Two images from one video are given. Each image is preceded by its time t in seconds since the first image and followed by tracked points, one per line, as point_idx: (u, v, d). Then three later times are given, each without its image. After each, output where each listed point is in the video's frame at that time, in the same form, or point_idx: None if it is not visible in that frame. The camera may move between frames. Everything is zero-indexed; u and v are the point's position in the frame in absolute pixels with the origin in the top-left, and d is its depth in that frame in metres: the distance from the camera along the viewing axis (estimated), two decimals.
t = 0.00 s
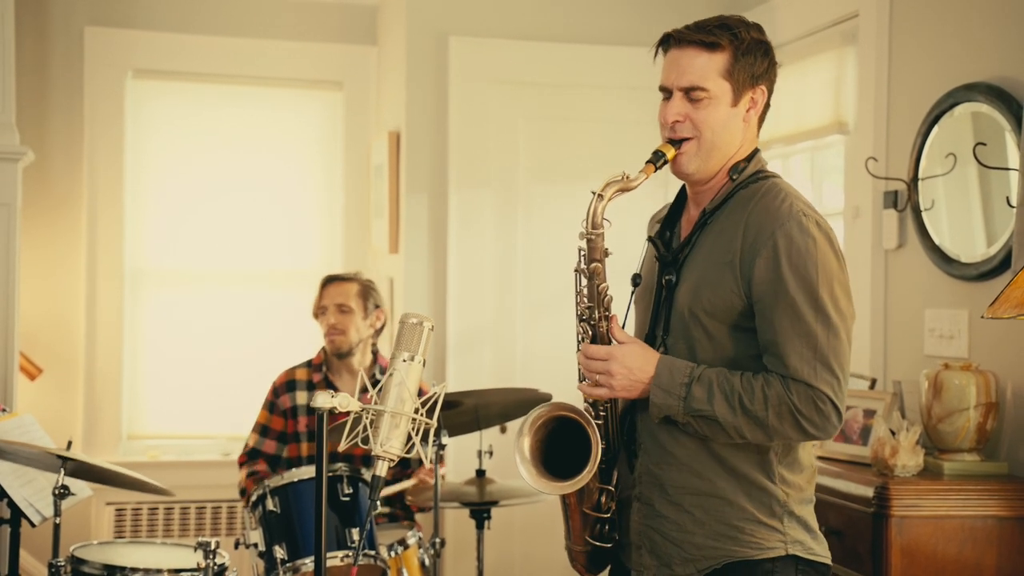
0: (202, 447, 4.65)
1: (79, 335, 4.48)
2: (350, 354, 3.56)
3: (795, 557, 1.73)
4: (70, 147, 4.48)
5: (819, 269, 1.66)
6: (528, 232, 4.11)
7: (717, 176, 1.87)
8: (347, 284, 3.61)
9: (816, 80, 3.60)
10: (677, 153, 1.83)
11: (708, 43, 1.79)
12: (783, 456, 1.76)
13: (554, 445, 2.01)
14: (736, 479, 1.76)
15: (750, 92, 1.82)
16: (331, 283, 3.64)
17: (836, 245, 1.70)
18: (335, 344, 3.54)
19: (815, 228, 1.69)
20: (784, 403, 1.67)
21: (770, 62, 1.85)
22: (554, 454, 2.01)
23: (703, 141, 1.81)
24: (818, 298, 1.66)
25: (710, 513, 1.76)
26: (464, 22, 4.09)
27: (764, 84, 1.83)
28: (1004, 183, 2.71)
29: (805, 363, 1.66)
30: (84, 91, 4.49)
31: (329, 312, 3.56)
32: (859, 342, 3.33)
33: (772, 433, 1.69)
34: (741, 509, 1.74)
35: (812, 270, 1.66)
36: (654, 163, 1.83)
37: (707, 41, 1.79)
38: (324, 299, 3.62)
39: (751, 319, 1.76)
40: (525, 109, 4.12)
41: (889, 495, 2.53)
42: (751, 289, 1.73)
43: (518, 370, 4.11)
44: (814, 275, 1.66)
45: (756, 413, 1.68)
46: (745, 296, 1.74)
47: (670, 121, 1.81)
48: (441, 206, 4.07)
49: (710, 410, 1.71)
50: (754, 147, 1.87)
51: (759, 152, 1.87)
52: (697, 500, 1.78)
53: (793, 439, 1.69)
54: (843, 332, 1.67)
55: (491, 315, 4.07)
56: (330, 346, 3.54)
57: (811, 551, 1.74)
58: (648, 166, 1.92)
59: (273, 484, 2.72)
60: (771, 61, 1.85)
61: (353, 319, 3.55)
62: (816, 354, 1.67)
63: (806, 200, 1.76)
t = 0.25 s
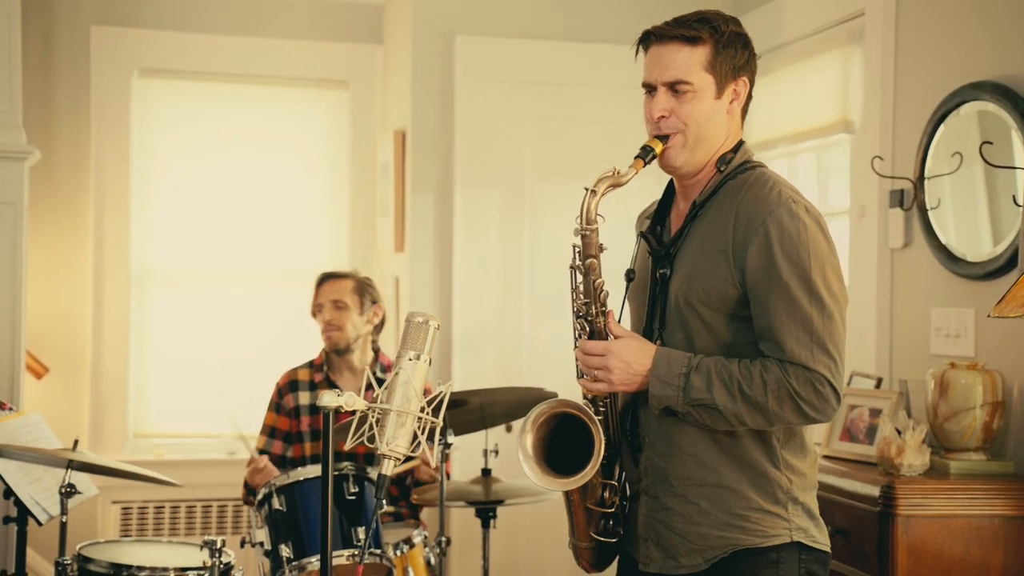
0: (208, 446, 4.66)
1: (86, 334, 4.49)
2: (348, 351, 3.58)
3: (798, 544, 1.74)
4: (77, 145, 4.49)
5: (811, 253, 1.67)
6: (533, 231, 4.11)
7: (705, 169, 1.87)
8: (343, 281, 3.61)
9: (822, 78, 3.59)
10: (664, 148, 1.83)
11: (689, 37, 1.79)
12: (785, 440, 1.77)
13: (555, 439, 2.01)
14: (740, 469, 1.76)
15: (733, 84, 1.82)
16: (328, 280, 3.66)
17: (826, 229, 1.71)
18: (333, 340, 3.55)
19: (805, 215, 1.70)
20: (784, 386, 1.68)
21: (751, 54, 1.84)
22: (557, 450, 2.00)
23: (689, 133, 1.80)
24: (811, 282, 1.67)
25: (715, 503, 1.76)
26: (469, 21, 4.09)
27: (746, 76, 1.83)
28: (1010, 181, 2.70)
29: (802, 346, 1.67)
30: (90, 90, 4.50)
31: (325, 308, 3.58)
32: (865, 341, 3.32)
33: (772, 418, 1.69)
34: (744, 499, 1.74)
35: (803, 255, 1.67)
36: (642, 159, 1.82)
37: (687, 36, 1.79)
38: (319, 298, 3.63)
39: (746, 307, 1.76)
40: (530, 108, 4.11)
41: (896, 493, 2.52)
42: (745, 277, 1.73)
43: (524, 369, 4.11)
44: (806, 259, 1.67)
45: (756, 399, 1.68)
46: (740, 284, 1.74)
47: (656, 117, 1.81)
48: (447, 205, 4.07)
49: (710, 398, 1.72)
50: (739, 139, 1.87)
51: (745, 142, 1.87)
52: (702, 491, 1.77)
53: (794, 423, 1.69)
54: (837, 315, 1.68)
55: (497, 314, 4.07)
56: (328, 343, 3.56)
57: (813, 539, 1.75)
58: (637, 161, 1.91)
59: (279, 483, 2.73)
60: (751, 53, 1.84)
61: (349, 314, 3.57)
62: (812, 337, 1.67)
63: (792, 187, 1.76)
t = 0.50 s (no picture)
0: (218, 442, 4.66)
1: (94, 330, 4.50)
2: (354, 346, 3.57)
3: (800, 539, 1.73)
4: (85, 142, 4.50)
5: (817, 252, 1.67)
6: (541, 227, 4.11)
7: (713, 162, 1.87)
8: (346, 278, 3.62)
9: (829, 74, 3.59)
10: (671, 142, 1.83)
11: (696, 31, 1.79)
12: (789, 437, 1.77)
13: (561, 436, 2.01)
14: (742, 463, 1.76)
15: (741, 77, 1.81)
16: (332, 276, 3.67)
17: (833, 227, 1.70)
18: (338, 338, 3.55)
19: (812, 212, 1.70)
20: (789, 386, 1.67)
21: (760, 47, 1.84)
22: (562, 446, 2.00)
23: (695, 128, 1.81)
24: (817, 281, 1.66)
25: (716, 497, 1.76)
26: (476, 17, 4.09)
27: (755, 69, 1.82)
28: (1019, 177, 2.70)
29: (808, 347, 1.66)
30: (97, 87, 4.51)
31: (330, 305, 3.59)
32: (873, 337, 3.32)
33: (777, 417, 1.69)
34: (747, 493, 1.74)
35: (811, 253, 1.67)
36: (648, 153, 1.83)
37: (695, 30, 1.79)
38: (324, 294, 3.63)
39: (751, 303, 1.76)
40: (538, 104, 4.11)
41: (903, 489, 2.52)
42: (750, 274, 1.73)
43: (532, 365, 4.11)
44: (812, 258, 1.66)
45: (761, 397, 1.69)
46: (745, 281, 1.74)
47: (662, 111, 1.82)
48: (454, 202, 4.07)
49: (714, 396, 1.72)
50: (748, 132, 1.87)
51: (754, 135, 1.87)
52: (703, 485, 1.78)
53: (798, 422, 1.69)
54: (843, 315, 1.68)
55: (505, 310, 4.08)
56: (333, 339, 3.55)
57: (814, 534, 1.74)
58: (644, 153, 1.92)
59: (287, 478, 2.73)
60: (760, 45, 1.84)
61: (353, 310, 3.57)
62: (818, 337, 1.67)
63: (801, 183, 1.76)
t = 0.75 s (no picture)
0: (227, 432, 4.68)
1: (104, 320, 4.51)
2: (361, 337, 3.58)
3: (806, 540, 1.72)
4: (95, 133, 4.52)
5: (829, 263, 1.65)
6: (550, 217, 4.11)
7: (737, 159, 1.87)
8: (353, 270, 3.63)
9: (839, 64, 3.58)
10: (694, 137, 1.83)
11: (724, 25, 1.77)
12: (795, 445, 1.75)
13: (564, 430, 2.01)
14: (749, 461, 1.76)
15: (770, 73, 1.79)
16: (340, 267, 3.68)
17: (850, 237, 1.68)
18: (346, 328, 3.56)
19: (829, 220, 1.67)
20: (787, 399, 1.67)
21: (793, 41, 1.82)
22: (564, 437, 2.01)
23: (718, 124, 1.80)
24: (825, 293, 1.65)
25: (722, 495, 1.76)
26: (486, 7, 4.09)
27: (785, 65, 1.80)
28: None
29: (810, 360, 1.65)
30: (107, 78, 4.51)
31: (337, 297, 3.59)
32: (883, 327, 3.32)
33: (775, 429, 1.69)
34: (752, 493, 1.74)
35: (821, 264, 1.65)
36: (670, 146, 1.84)
37: (723, 23, 1.77)
38: (332, 286, 3.64)
39: (761, 307, 1.76)
40: (547, 94, 4.11)
41: (915, 480, 2.51)
42: (760, 279, 1.72)
43: (541, 354, 4.11)
44: (823, 269, 1.65)
45: (759, 409, 1.68)
46: (755, 285, 1.74)
47: (687, 105, 1.81)
48: (464, 192, 4.07)
49: (712, 405, 1.73)
50: (777, 128, 1.86)
51: (783, 131, 1.85)
52: (709, 483, 1.78)
53: (795, 434, 1.68)
54: (851, 329, 1.66)
55: (514, 300, 4.08)
56: (340, 331, 3.57)
57: (823, 533, 1.74)
58: (661, 149, 1.92)
59: (297, 468, 2.74)
60: (793, 40, 1.82)
61: (361, 302, 3.57)
62: (822, 350, 1.66)
63: (823, 187, 1.73)
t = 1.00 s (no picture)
0: (237, 424, 4.68)
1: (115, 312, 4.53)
2: (373, 326, 3.59)
3: (819, 539, 1.72)
4: (105, 125, 4.54)
5: (845, 254, 1.64)
6: (560, 209, 4.11)
7: (755, 148, 1.86)
8: (366, 260, 3.62)
9: (849, 56, 3.57)
10: (710, 123, 1.83)
11: (744, 11, 1.77)
12: (807, 440, 1.75)
13: (572, 418, 2.01)
14: (763, 458, 1.75)
15: (790, 61, 1.79)
16: (352, 257, 3.67)
17: (867, 229, 1.67)
18: (357, 315, 3.57)
19: (845, 210, 1.66)
20: (799, 389, 1.66)
21: (815, 29, 1.81)
22: (572, 424, 2.00)
23: (736, 111, 1.80)
24: (840, 285, 1.64)
25: (734, 491, 1.76)
26: None
27: (806, 53, 1.80)
28: None
29: (822, 352, 1.65)
30: (118, 71, 4.52)
31: (349, 285, 3.60)
32: (893, 319, 3.31)
33: (785, 419, 1.68)
34: (764, 490, 1.73)
35: (835, 256, 1.64)
36: (686, 133, 1.84)
37: (743, 9, 1.77)
38: (344, 274, 3.64)
39: (776, 298, 1.76)
40: (557, 86, 4.10)
41: (924, 472, 2.52)
42: (774, 269, 1.72)
43: (550, 346, 4.11)
44: (837, 260, 1.64)
45: (769, 397, 1.68)
46: (769, 275, 1.74)
47: (704, 92, 1.81)
48: (473, 184, 4.07)
49: (723, 390, 1.72)
50: (797, 118, 1.85)
51: (804, 120, 1.84)
52: (721, 477, 1.78)
53: (805, 425, 1.68)
54: (866, 322, 1.65)
55: (523, 292, 4.08)
56: (351, 318, 3.57)
57: (836, 532, 1.74)
58: (675, 137, 1.93)
59: (308, 460, 2.75)
60: (815, 29, 1.81)
61: (372, 291, 3.58)
62: (834, 342, 1.65)
63: (842, 179, 1.72)
